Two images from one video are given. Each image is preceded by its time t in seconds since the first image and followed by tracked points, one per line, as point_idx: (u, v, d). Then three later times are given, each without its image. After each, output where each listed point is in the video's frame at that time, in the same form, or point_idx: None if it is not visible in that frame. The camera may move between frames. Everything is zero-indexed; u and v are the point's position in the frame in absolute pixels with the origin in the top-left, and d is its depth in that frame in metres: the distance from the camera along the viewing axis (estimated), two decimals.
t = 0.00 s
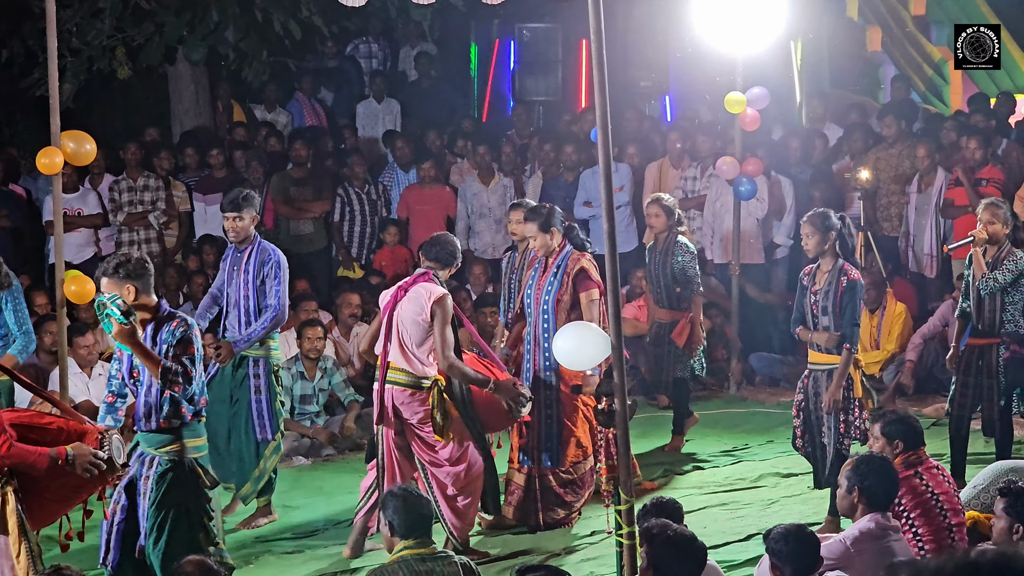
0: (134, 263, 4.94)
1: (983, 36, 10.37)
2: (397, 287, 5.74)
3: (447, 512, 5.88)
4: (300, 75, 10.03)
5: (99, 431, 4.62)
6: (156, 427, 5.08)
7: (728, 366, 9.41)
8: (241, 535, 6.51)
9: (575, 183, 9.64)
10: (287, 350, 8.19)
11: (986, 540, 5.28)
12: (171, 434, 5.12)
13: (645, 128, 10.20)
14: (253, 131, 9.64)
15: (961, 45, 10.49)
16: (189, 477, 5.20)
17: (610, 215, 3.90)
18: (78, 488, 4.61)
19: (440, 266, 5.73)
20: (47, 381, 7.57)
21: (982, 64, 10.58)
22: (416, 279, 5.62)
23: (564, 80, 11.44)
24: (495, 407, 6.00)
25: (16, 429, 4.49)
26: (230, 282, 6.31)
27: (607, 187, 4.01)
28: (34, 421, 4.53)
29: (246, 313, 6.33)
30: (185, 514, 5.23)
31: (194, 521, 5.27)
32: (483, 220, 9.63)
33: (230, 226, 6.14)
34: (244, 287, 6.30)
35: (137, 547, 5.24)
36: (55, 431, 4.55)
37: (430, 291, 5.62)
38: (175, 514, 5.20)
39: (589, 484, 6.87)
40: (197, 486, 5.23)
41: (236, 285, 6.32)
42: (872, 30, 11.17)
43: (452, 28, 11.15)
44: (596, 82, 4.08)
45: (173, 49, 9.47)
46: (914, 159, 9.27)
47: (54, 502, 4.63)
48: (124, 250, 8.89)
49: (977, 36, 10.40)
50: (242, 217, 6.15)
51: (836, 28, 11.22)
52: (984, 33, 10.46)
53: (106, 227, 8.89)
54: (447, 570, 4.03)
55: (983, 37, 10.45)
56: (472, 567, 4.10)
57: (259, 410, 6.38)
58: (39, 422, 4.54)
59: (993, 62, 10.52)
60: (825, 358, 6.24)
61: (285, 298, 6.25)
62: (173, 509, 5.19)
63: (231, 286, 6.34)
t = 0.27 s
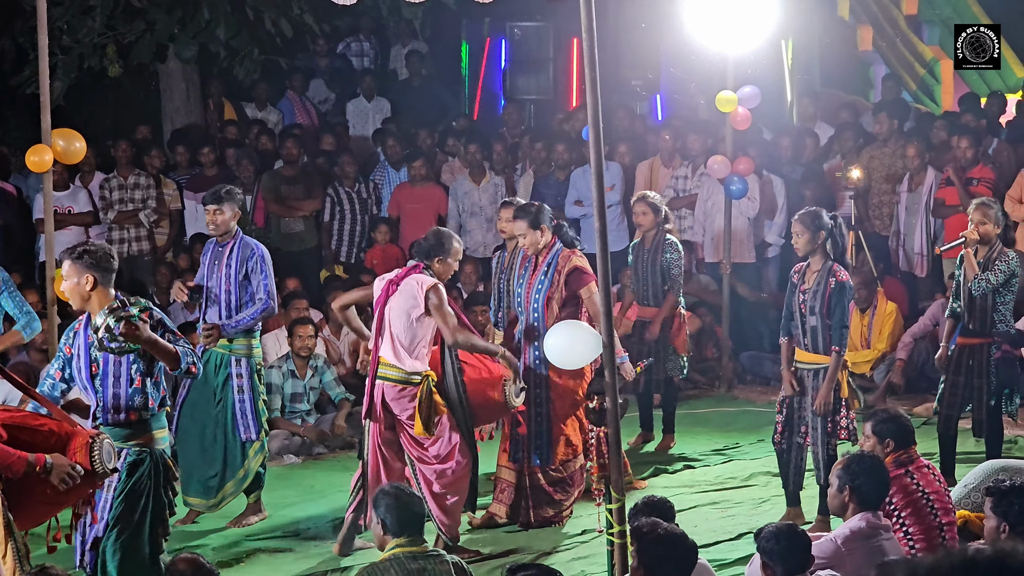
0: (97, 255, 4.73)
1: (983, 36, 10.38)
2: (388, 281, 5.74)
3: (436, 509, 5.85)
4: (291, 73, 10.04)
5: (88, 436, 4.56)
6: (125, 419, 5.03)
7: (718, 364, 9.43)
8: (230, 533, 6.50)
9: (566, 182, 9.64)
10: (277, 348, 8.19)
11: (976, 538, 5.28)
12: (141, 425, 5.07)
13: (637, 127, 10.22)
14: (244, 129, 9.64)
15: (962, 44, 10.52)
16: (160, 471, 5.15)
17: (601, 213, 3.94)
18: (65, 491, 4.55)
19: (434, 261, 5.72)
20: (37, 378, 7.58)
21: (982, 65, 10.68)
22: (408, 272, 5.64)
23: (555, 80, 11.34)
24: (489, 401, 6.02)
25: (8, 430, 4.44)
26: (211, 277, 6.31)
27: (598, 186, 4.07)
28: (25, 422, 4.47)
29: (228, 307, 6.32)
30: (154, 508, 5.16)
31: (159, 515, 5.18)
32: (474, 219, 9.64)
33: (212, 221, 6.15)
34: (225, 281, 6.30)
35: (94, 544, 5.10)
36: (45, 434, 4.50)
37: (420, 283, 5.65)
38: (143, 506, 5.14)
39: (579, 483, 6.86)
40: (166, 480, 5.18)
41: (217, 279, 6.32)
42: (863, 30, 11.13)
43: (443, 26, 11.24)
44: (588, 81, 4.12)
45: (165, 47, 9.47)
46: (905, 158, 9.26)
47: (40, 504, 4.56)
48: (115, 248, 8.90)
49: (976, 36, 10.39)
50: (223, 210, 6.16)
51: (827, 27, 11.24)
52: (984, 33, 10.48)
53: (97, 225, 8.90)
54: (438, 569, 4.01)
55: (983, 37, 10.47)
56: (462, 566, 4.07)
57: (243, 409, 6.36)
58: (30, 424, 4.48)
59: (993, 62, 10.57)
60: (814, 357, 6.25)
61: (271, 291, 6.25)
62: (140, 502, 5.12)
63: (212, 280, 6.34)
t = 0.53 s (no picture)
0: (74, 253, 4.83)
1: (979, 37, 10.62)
2: (386, 287, 5.68)
3: (436, 510, 5.88)
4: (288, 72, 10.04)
5: (83, 440, 4.57)
6: (115, 418, 5.06)
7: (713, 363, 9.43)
8: (228, 532, 6.49)
9: (562, 181, 9.64)
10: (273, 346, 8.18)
11: (973, 539, 5.28)
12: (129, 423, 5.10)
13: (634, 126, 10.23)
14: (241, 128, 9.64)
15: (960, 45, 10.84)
16: (154, 466, 5.17)
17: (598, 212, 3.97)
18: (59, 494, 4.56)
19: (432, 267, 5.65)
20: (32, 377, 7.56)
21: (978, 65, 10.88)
22: (406, 279, 5.57)
23: (551, 78, 11.37)
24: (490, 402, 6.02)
25: (5, 430, 4.48)
26: (205, 278, 6.31)
27: (594, 185, 4.14)
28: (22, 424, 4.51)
29: (217, 309, 6.30)
30: (149, 503, 5.21)
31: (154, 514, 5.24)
32: (470, 218, 9.63)
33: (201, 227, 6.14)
34: (219, 282, 6.30)
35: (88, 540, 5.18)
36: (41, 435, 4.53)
37: (418, 291, 5.59)
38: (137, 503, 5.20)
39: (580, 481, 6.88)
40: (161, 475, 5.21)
41: (210, 281, 6.32)
42: (860, 29, 11.20)
43: (440, 23, 11.20)
44: (586, 82, 4.17)
45: (161, 46, 9.47)
46: (900, 158, 9.28)
47: (33, 507, 4.56)
48: (110, 246, 8.90)
49: (976, 36, 10.72)
50: (211, 216, 6.14)
51: (824, 27, 11.18)
52: (982, 33, 10.73)
53: (92, 224, 8.90)
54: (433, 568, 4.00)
55: (981, 37, 10.70)
56: (458, 566, 4.06)
57: (235, 411, 6.36)
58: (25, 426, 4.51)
59: (992, 62, 10.80)
60: (807, 357, 6.26)
61: (259, 292, 6.29)
62: (136, 498, 5.18)
63: (205, 282, 6.34)
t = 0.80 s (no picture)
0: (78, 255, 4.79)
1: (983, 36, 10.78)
2: (391, 287, 5.67)
3: (438, 510, 5.84)
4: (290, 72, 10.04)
5: (84, 443, 4.55)
6: (125, 419, 5.05)
7: (715, 364, 9.43)
8: (228, 532, 6.48)
9: (563, 182, 9.62)
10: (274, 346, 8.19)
11: (974, 539, 5.29)
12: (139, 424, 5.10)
13: (635, 126, 10.23)
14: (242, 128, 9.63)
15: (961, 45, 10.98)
16: (160, 466, 5.21)
17: (600, 211, 3.97)
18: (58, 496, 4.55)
19: (437, 268, 5.68)
20: (34, 376, 7.55)
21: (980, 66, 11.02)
22: (412, 280, 5.57)
23: (552, 78, 11.41)
24: (497, 403, 6.08)
25: (8, 431, 4.48)
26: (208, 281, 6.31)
27: (596, 185, 4.09)
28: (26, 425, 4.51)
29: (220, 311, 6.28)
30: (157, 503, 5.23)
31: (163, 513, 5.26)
32: (471, 218, 9.62)
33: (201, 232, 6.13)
34: (223, 285, 6.30)
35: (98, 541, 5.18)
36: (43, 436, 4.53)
37: (426, 292, 5.59)
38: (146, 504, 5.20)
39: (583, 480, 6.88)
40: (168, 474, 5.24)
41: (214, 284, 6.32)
42: (859, 30, 11.23)
43: (442, 23, 11.15)
44: (588, 83, 4.16)
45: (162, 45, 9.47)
46: (900, 159, 9.28)
47: (30, 507, 4.57)
48: (111, 245, 8.88)
49: (976, 35, 10.81)
50: (209, 222, 6.13)
51: (824, 27, 11.18)
52: (983, 33, 10.84)
53: (92, 223, 8.89)
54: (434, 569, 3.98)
55: (983, 37, 10.84)
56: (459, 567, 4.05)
57: (242, 411, 6.36)
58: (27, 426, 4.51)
59: (993, 62, 10.88)
60: (810, 358, 6.25)
61: (263, 292, 6.28)
62: (147, 500, 5.20)
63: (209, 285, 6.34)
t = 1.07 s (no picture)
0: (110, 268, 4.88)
1: (983, 37, 10.61)
2: (398, 290, 5.68)
3: (447, 512, 5.86)
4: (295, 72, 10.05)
5: (89, 444, 4.56)
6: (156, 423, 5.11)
7: (719, 365, 9.43)
8: (231, 532, 6.48)
9: (567, 182, 9.63)
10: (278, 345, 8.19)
11: (977, 540, 5.30)
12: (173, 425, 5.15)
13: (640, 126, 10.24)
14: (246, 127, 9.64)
15: (960, 46, 10.76)
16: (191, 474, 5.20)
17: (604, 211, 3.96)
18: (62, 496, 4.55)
19: (443, 270, 5.73)
20: (38, 376, 7.55)
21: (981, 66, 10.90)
22: (419, 283, 5.59)
23: (557, 79, 11.40)
24: (506, 402, 6.12)
25: (12, 432, 4.53)
26: (219, 279, 6.33)
27: (602, 185, 4.15)
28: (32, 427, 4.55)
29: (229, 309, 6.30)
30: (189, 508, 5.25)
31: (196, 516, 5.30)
32: (476, 218, 9.61)
33: (210, 231, 6.14)
34: (234, 283, 6.32)
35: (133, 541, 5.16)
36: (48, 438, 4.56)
37: (432, 295, 5.60)
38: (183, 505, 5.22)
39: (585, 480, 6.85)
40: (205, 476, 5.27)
41: (224, 282, 6.33)
42: (863, 30, 11.15)
43: (444, 24, 11.17)
44: (592, 84, 4.20)
45: (166, 45, 9.48)
46: (904, 159, 9.28)
47: (34, 508, 4.59)
48: (115, 245, 8.88)
49: (976, 35, 10.66)
50: (218, 221, 6.12)
51: (828, 27, 11.16)
52: (984, 33, 10.69)
53: (97, 223, 8.89)
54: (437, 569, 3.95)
55: (983, 37, 10.69)
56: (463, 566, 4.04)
57: (241, 412, 6.32)
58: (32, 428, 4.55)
59: (993, 62, 10.79)
60: (813, 359, 6.25)
61: (275, 291, 6.30)
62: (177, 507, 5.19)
63: (219, 284, 6.35)
